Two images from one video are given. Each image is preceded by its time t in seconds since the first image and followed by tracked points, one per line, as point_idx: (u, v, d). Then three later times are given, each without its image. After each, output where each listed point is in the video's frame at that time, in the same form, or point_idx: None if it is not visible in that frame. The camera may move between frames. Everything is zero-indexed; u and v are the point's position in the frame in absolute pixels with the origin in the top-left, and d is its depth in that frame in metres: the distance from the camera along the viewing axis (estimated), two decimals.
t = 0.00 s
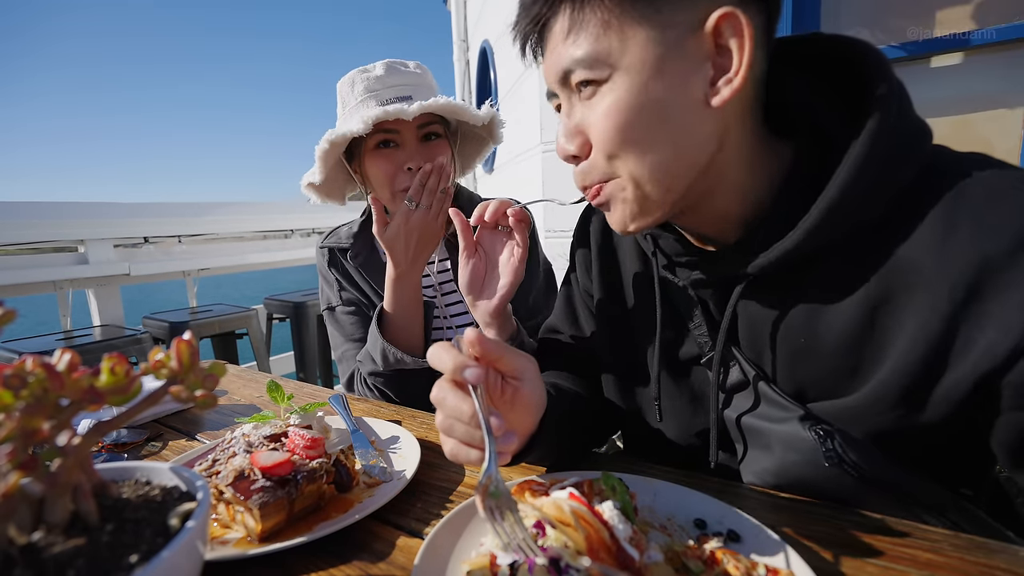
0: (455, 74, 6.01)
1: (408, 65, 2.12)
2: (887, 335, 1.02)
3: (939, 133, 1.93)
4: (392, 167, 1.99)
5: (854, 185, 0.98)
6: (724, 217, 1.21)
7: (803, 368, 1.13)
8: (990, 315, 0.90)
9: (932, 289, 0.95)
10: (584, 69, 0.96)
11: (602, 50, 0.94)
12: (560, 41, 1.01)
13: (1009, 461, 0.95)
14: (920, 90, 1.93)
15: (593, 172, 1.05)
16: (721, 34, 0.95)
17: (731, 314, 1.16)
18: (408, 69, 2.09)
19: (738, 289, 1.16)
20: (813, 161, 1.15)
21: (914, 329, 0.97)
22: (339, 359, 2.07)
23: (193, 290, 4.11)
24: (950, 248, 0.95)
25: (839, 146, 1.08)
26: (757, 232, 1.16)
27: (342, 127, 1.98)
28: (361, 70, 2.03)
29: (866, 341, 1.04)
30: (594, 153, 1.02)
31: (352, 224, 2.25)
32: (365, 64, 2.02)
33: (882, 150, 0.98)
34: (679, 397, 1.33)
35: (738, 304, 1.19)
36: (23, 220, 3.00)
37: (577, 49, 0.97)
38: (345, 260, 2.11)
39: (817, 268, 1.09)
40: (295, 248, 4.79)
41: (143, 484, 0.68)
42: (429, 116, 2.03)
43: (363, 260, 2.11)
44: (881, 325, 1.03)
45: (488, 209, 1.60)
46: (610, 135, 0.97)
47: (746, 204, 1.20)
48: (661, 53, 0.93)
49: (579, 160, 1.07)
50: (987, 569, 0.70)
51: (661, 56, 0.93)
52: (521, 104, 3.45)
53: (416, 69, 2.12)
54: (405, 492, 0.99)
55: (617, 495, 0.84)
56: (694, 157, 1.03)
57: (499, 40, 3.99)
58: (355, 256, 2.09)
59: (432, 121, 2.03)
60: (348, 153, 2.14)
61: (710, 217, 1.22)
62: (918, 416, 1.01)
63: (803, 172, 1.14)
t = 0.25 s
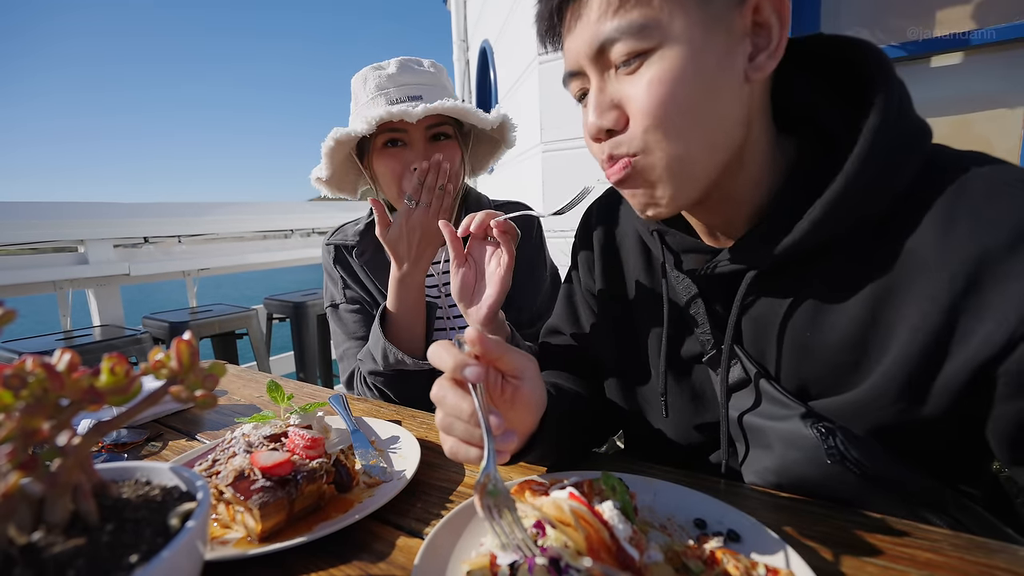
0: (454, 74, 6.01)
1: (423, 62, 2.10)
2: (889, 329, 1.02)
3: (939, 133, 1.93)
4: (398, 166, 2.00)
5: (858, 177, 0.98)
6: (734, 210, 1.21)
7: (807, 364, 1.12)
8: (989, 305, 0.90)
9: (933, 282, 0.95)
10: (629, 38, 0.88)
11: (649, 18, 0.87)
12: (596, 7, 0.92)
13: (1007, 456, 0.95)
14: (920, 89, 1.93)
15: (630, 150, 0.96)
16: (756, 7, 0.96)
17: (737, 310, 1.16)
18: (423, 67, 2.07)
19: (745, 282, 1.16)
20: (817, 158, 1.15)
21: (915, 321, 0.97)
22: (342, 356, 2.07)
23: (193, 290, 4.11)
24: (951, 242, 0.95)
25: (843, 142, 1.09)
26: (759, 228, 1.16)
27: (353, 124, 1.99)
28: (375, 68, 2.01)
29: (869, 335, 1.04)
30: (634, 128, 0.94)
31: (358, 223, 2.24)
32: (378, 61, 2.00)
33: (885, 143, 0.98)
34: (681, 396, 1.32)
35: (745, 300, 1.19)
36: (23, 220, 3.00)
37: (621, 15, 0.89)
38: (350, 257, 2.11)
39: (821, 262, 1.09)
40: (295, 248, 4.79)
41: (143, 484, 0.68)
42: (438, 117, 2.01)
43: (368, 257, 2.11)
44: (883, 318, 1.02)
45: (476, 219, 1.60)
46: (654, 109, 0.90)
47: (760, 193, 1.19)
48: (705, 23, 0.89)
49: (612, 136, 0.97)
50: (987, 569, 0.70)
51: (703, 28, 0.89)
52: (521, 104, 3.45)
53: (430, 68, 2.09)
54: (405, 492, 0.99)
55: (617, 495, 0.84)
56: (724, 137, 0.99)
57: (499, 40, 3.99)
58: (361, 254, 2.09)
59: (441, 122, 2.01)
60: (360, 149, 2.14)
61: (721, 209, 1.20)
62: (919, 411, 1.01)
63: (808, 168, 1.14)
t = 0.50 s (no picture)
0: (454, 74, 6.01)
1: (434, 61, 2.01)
2: (891, 329, 1.02)
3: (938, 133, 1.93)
4: (401, 169, 1.95)
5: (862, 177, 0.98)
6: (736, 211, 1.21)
7: (809, 364, 1.12)
8: (990, 304, 0.90)
9: (936, 281, 0.95)
10: (637, 36, 0.88)
11: (658, 16, 0.87)
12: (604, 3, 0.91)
13: (1006, 454, 0.96)
14: (920, 89, 1.93)
15: (632, 150, 0.95)
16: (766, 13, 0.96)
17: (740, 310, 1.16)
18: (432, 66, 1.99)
19: (747, 283, 1.15)
20: (820, 159, 1.15)
21: (918, 321, 0.97)
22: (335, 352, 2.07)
23: (193, 290, 4.11)
24: (954, 242, 0.95)
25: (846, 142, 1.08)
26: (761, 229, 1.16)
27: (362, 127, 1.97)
28: (384, 67, 1.96)
29: (871, 334, 1.04)
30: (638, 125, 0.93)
31: (368, 217, 2.24)
32: (387, 61, 1.94)
33: (888, 142, 0.98)
34: (683, 396, 1.32)
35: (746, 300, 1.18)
36: (23, 220, 3.00)
37: (630, 13, 0.89)
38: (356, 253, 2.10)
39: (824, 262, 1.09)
40: (296, 248, 4.79)
41: (143, 484, 0.68)
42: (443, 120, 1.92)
43: (374, 254, 2.10)
44: (885, 317, 1.03)
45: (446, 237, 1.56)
46: (662, 106, 0.90)
47: (762, 194, 1.19)
48: (717, 24, 0.89)
49: (613, 135, 0.97)
50: (987, 569, 0.70)
51: (715, 29, 0.89)
52: (521, 104, 3.45)
53: (440, 67, 2.01)
54: (405, 492, 0.99)
55: (617, 495, 0.84)
56: (728, 137, 0.99)
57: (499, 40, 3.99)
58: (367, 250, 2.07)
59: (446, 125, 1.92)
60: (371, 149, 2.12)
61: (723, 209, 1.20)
62: (921, 410, 1.01)
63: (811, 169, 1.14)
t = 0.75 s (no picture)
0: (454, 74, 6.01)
1: (441, 59, 1.91)
2: (890, 330, 1.02)
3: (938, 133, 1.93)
4: (404, 172, 1.89)
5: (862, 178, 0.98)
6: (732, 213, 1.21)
7: (808, 366, 1.12)
8: (990, 306, 0.90)
9: (934, 283, 0.96)
10: (628, 40, 0.88)
11: (647, 21, 0.87)
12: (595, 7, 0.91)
13: (1007, 456, 0.96)
14: (920, 89, 1.93)
15: (624, 154, 0.95)
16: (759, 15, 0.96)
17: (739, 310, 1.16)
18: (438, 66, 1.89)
19: (746, 285, 1.15)
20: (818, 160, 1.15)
21: (916, 323, 0.98)
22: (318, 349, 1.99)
23: (193, 290, 4.10)
24: (952, 244, 0.95)
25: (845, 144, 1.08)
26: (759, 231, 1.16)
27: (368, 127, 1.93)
28: (390, 66, 1.89)
29: (870, 336, 1.04)
30: (630, 130, 0.93)
31: (379, 214, 2.22)
32: (392, 59, 1.87)
33: (886, 144, 0.98)
34: (682, 397, 1.32)
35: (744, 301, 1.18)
36: (23, 220, 3.00)
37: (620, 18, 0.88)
38: (362, 248, 2.08)
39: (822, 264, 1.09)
40: (296, 248, 4.79)
41: (143, 484, 0.68)
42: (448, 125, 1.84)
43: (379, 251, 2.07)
44: (884, 319, 1.03)
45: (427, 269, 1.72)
46: (654, 110, 0.90)
47: (759, 195, 1.19)
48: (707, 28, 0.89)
49: (605, 140, 0.97)
50: (987, 569, 0.70)
51: (704, 32, 0.89)
52: (521, 104, 3.45)
53: (446, 66, 1.90)
54: (405, 492, 0.99)
55: (617, 495, 0.84)
56: (721, 140, 0.99)
57: (499, 40, 3.99)
58: (375, 246, 2.05)
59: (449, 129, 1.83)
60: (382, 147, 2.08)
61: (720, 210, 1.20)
62: (920, 412, 1.01)
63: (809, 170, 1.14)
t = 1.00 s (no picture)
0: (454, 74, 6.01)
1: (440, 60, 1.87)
2: (889, 332, 1.02)
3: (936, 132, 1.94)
4: (403, 179, 1.90)
5: (861, 181, 0.98)
6: (731, 215, 1.21)
7: (808, 367, 1.12)
8: (992, 309, 0.89)
9: (937, 285, 0.95)
10: (618, 48, 0.88)
11: (639, 25, 0.87)
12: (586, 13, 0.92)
13: (1007, 458, 0.96)
14: (921, 89, 1.93)
15: (613, 163, 0.96)
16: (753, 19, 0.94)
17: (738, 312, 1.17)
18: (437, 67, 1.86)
19: (745, 288, 1.15)
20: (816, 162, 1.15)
21: (917, 324, 0.97)
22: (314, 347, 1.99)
23: (193, 290, 4.10)
24: (951, 246, 0.95)
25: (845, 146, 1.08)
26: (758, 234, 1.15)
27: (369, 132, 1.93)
28: (388, 67, 1.86)
29: (871, 338, 1.04)
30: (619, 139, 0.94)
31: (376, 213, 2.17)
32: (390, 60, 1.84)
33: (886, 147, 0.98)
34: (682, 399, 1.32)
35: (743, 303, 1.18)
36: (23, 220, 3.00)
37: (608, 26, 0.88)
38: (359, 249, 2.04)
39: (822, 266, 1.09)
40: (296, 248, 4.79)
41: (143, 484, 0.68)
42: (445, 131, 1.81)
43: (376, 253, 2.03)
44: (885, 320, 1.02)
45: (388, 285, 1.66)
46: (642, 119, 0.90)
47: (757, 197, 1.19)
48: (698, 32, 0.89)
49: (595, 146, 0.97)
50: (987, 569, 0.70)
51: (696, 37, 0.89)
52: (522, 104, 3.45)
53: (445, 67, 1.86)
54: (405, 492, 0.99)
55: (617, 495, 0.84)
56: (713, 144, 0.99)
57: (499, 41, 3.99)
58: (372, 247, 2.02)
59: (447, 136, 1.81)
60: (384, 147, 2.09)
61: (719, 213, 1.20)
62: (920, 414, 1.00)
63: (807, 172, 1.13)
